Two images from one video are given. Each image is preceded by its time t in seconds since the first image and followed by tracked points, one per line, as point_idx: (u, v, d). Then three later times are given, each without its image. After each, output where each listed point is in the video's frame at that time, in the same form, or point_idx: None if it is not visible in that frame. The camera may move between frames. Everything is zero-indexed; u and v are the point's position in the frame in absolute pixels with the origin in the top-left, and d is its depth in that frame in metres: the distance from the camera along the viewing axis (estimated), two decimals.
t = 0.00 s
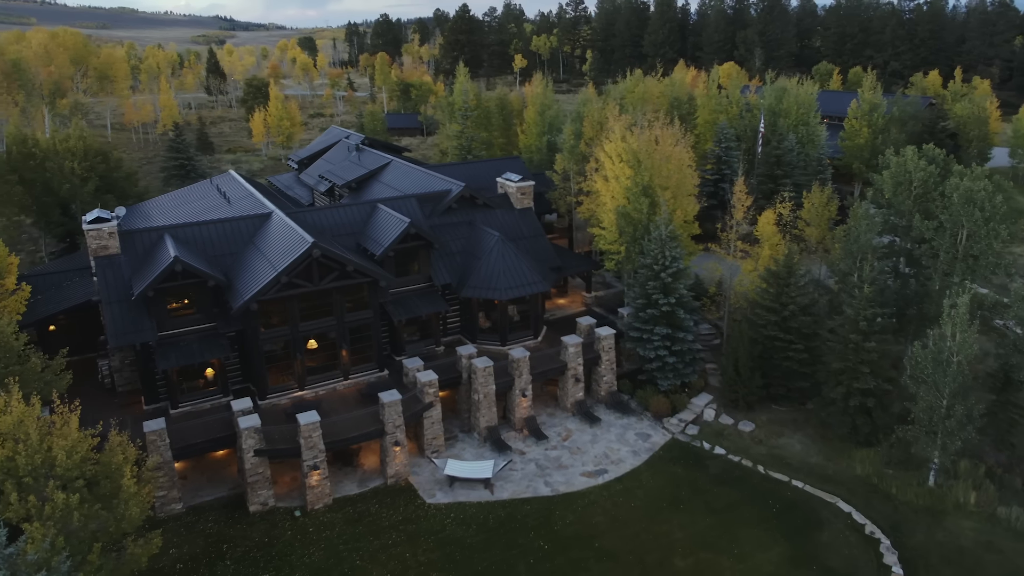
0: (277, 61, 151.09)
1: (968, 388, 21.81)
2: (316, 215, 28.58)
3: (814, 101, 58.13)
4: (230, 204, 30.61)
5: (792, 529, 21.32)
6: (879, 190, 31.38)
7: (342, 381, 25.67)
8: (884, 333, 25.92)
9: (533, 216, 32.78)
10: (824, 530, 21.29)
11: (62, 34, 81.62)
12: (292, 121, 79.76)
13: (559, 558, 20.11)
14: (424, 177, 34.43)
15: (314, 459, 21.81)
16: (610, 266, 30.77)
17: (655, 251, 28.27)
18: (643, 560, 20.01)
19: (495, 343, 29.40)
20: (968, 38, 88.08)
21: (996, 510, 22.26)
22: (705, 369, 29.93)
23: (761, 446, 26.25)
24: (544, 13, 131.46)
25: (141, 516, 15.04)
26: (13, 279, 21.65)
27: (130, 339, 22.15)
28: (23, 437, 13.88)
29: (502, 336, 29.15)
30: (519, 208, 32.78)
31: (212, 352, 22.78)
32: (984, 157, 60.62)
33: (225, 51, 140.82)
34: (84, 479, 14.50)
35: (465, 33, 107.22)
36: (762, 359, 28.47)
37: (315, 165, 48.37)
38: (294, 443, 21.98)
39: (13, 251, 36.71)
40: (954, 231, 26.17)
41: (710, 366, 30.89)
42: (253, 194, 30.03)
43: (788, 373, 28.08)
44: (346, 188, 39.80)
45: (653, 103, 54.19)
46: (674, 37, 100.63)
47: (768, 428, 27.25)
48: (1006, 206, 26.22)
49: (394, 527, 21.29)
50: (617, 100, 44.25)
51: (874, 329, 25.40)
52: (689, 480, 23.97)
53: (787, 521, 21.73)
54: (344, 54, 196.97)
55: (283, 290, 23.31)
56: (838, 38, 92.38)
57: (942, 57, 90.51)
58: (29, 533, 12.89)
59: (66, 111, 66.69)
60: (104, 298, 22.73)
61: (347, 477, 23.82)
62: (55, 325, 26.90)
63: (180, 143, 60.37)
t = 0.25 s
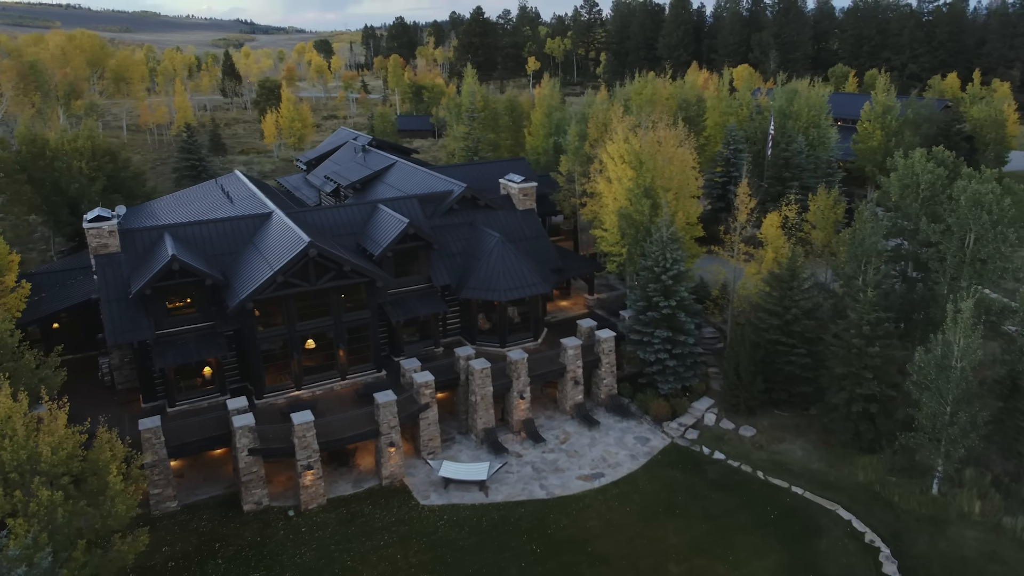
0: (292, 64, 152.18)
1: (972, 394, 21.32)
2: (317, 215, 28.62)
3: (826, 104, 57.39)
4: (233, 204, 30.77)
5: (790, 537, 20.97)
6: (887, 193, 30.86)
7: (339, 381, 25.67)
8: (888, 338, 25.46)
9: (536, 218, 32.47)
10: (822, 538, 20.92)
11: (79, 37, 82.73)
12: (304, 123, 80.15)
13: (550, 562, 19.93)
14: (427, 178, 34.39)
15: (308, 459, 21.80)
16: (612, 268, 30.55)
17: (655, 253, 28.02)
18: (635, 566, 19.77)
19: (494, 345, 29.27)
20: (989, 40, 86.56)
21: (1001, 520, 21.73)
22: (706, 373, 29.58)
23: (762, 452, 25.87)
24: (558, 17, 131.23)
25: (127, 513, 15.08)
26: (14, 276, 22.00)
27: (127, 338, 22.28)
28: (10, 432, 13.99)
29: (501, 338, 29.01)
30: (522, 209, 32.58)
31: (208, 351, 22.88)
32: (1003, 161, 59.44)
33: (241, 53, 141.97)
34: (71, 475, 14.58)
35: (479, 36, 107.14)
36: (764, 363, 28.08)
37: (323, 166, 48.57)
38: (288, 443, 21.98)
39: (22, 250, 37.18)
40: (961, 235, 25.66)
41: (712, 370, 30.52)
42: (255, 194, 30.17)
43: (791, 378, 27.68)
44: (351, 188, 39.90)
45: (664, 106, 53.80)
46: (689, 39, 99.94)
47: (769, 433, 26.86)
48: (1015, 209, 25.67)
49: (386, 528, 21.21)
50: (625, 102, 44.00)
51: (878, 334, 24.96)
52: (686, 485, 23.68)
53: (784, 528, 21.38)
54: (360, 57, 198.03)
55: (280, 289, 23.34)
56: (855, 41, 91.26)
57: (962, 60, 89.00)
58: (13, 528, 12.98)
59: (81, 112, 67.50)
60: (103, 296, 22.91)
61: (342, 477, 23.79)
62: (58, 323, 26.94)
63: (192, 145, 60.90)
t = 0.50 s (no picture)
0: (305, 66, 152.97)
1: (975, 400, 20.88)
2: (317, 215, 28.67)
3: (837, 105, 56.76)
4: (235, 204, 30.95)
5: (787, 543, 20.68)
6: (893, 195, 30.40)
7: (336, 381, 25.67)
8: (892, 342, 25.03)
9: (537, 219, 32.37)
10: (820, 544, 20.60)
11: (93, 39, 83.65)
12: (314, 125, 80.46)
13: (543, 565, 19.78)
14: (430, 179, 34.38)
15: (303, 459, 21.80)
16: (613, 269, 30.35)
17: (655, 255, 27.80)
18: (628, 570, 19.57)
19: (494, 346, 29.17)
20: (1007, 42, 85.14)
21: (1005, 528, 21.27)
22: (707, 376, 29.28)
23: (762, 456, 25.55)
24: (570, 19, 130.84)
25: (115, 510, 15.09)
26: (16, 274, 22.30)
27: (125, 335, 22.39)
28: None
29: (501, 340, 28.91)
30: (523, 210, 32.41)
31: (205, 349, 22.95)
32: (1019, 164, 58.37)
33: (254, 56, 143.04)
34: (58, 472, 14.61)
35: (491, 38, 106.91)
36: (766, 367, 27.74)
37: (329, 166, 48.76)
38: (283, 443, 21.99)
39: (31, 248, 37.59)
40: (967, 238, 25.18)
41: (714, 373, 30.21)
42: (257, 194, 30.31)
43: (793, 381, 27.32)
44: (355, 189, 39.99)
45: (672, 107, 53.42)
46: (701, 41, 99.23)
47: (770, 437, 26.51)
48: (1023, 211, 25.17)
49: (380, 529, 21.15)
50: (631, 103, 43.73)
51: (880, 338, 24.54)
52: (684, 489, 23.42)
53: (782, 533, 21.08)
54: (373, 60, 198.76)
55: (277, 288, 23.38)
56: (870, 43, 90.16)
57: (979, 61, 87.59)
58: None
59: (94, 113, 68.18)
60: (102, 294, 23.06)
61: (337, 477, 23.77)
62: (63, 320, 27.21)
63: (202, 146, 61.33)
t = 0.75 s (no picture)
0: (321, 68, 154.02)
1: (980, 406, 20.41)
2: (319, 215, 28.77)
3: (850, 107, 56.04)
4: (240, 204, 31.16)
5: (785, 550, 20.33)
6: (902, 197, 29.89)
7: (335, 380, 25.71)
8: (897, 346, 24.58)
9: (541, 220, 32.25)
10: (819, 552, 20.25)
11: (112, 41, 84.81)
12: (327, 126, 80.88)
13: (535, 567, 19.62)
14: (434, 179, 34.40)
15: (298, 457, 21.85)
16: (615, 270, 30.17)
17: (657, 256, 27.57)
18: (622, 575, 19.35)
19: (494, 347, 29.07)
20: None
21: (1010, 539, 20.76)
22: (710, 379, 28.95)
23: (763, 461, 25.18)
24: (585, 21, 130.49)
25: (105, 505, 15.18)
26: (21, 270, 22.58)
27: (125, 333, 22.59)
28: None
29: (501, 341, 28.81)
30: (527, 211, 32.26)
31: (204, 347, 23.08)
32: None
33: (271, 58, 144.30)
34: (49, 466, 14.73)
35: (506, 40, 106.55)
36: (768, 371, 27.38)
37: (338, 167, 48.99)
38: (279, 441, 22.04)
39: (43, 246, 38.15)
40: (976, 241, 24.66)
41: (717, 377, 29.86)
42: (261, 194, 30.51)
43: (796, 385, 26.90)
44: (361, 189, 40.13)
45: (682, 109, 53.04)
46: (717, 43, 98.40)
47: (772, 442, 26.11)
48: None
49: (373, 529, 21.11)
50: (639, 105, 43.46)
51: (885, 342, 24.11)
52: (682, 493, 23.13)
53: (780, 540, 20.74)
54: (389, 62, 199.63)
55: (275, 287, 23.48)
56: (888, 45, 88.87)
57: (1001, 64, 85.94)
58: None
59: (110, 114, 69.06)
60: (103, 292, 23.27)
61: (334, 477, 23.78)
62: (68, 317, 27.32)
63: (215, 146, 61.94)
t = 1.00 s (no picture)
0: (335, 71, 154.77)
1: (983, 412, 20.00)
2: (320, 215, 28.84)
3: (861, 109, 55.38)
4: (243, 203, 31.33)
5: (782, 556, 20.05)
6: (908, 200, 29.45)
7: (333, 380, 25.76)
8: (900, 351, 24.19)
9: (543, 221, 32.11)
10: (816, 559, 19.94)
11: (127, 43, 85.68)
12: (337, 127, 81.07)
13: (527, 570, 19.48)
14: (437, 180, 34.40)
15: (294, 457, 21.88)
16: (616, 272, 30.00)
17: (658, 258, 27.37)
18: None
19: (493, 349, 28.97)
20: None
21: (1014, 548, 20.33)
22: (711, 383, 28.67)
23: (763, 466, 24.88)
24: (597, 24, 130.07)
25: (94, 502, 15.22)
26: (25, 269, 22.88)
27: (124, 331, 22.76)
28: None
29: (500, 342, 28.71)
30: (529, 212, 32.14)
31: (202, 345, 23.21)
32: None
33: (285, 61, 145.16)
34: (39, 462, 14.80)
35: (519, 42, 105.90)
36: (770, 375, 27.06)
37: (345, 168, 49.15)
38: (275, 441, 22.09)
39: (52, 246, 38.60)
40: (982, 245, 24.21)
41: (719, 380, 29.55)
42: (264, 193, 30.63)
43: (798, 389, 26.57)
44: (366, 190, 40.22)
45: (691, 111, 52.69)
46: (730, 46, 97.60)
47: (773, 447, 25.78)
48: None
49: (367, 529, 21.10)
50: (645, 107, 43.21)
51: (887, 346, 23.74)
52: (679, 498, 22.89)
53: (777, 546, 20.46)
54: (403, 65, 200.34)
55: (273, 286, 23.56)
56: (904, 47, 87.72)
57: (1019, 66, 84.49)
58: None
59: (124, 115, 69.76)
60: (104, 290, 23.46)
61: (330, 477, 23.79)
62: (72, 315, 27.71)
63: (225, 147, 62.41)
